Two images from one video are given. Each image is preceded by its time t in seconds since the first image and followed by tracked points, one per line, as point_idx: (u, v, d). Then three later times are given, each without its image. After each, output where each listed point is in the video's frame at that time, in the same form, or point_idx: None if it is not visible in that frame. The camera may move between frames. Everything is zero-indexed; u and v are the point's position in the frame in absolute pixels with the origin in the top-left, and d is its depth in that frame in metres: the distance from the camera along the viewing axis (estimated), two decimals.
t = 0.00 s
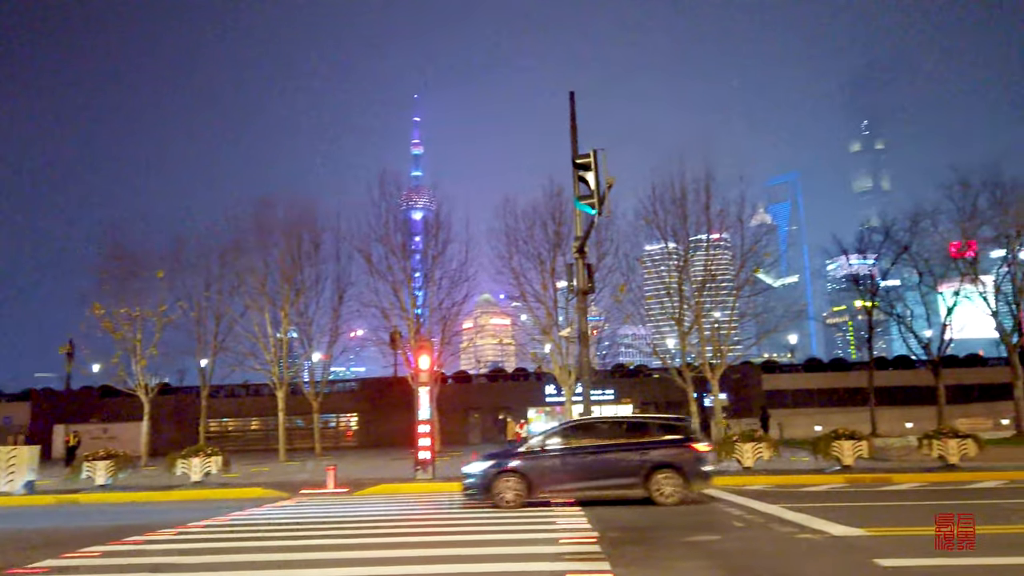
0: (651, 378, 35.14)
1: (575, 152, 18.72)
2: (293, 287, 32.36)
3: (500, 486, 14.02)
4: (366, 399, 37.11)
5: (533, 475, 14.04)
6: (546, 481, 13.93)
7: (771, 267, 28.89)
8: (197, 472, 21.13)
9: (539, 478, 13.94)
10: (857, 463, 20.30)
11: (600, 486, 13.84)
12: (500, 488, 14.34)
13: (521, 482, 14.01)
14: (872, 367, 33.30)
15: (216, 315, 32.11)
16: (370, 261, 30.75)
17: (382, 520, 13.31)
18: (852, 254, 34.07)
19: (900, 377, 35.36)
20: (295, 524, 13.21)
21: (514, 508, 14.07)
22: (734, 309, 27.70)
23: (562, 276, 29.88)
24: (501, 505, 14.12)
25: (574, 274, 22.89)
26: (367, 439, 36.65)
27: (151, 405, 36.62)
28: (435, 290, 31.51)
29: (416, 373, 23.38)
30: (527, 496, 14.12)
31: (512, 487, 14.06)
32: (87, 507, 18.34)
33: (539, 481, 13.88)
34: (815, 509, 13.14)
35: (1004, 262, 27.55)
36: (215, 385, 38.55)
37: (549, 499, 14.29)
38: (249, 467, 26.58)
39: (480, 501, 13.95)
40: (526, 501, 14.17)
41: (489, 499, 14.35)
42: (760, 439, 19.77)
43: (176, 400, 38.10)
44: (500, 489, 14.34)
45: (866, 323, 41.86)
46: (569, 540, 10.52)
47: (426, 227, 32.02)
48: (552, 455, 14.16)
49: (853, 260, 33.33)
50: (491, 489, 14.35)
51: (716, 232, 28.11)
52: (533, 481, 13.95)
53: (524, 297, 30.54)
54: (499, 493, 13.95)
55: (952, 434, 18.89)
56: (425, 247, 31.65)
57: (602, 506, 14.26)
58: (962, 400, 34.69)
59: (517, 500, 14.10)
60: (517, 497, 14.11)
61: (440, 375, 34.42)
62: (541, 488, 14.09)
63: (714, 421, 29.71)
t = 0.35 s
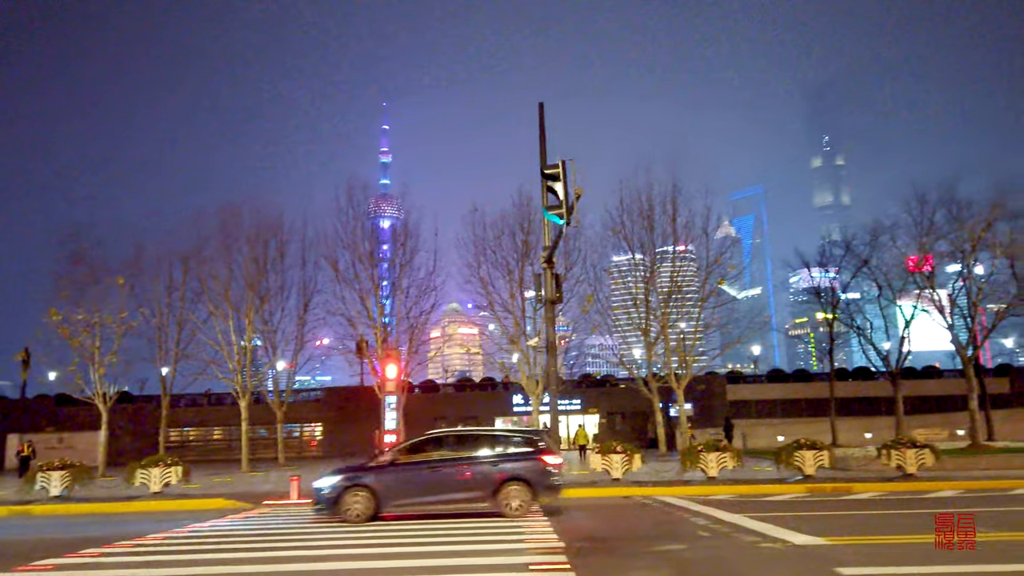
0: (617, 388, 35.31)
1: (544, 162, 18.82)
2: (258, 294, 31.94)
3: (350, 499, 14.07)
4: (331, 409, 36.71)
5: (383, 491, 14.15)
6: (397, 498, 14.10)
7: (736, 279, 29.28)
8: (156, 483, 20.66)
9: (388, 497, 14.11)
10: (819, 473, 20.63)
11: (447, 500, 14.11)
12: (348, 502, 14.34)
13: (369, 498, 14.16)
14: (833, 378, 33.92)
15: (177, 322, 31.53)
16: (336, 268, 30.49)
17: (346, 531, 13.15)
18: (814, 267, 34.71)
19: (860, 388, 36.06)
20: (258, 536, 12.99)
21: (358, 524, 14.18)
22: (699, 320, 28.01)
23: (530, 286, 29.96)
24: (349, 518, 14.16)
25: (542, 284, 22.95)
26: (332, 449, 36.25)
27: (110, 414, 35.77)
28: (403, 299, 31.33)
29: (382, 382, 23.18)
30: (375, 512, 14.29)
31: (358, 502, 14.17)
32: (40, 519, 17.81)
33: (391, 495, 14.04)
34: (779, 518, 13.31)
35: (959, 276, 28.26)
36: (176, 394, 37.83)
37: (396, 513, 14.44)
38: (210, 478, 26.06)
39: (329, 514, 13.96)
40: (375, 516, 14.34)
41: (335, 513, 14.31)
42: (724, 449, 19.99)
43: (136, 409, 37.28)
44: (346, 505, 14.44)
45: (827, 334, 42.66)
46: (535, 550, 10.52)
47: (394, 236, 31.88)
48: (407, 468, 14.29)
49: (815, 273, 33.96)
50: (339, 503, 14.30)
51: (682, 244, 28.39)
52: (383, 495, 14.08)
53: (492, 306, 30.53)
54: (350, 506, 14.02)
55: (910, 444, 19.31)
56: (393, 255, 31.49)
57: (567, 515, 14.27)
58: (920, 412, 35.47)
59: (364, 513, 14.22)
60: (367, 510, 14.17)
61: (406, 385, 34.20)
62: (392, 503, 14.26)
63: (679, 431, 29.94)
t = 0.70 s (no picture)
0: (595, 396, 35.37)
1: (523, 170, 18.88)
2: (234, 301, 31.65)
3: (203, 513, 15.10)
4: (308, 417, 36.40)
5: (235, 502, 15.39)
6: (254, 503, 15.12)
7: (712, 288, 29.53)
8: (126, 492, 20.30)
9: (242, 503, 15.11)
10: (793, 481, 20.82)
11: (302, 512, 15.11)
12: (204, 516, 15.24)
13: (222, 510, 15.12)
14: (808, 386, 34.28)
15: (151, 328, 31.14)
16: (314, 275, 30.31)
17: (321, 540, 13.04)
18: (789, 277, 35.11)
19: (834, 397, 36.49)
20: (234, 545, 12.84)
21: (213, 533, 15.08)
22: (676, 329, 28.21)
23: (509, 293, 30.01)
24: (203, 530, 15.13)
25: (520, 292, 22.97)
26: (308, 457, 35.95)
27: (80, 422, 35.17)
28: (381, 306, 31.21)
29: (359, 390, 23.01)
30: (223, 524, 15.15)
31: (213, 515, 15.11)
32: (8, 529, 17.46)
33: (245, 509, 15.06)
34: (754, 526, 13.41)
35: (930, 286, 28.74)
36: (149, 401, 37.32)
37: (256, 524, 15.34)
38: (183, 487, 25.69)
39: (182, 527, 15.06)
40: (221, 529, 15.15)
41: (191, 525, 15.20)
42: (700, 457, 20.11)
43: (107, 417, 36.69)
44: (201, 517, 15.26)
45: (802, 343, 43.12)
46: (511, 558, 10.52)
47: (373, 243, 31.77)
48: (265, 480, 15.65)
49: (790, 282, 34.37)
50: (195, 516, 15.25)
51: (660, 253, 28.60)
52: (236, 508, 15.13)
53: (470, 314, 30.52)
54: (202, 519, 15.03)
55: (883, 452, 19.57)
56: (372, 262, 31.38)
57: (543, 524, 14.28)
58: (892, 420, 35.94)
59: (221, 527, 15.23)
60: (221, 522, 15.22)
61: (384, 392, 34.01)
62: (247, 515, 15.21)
63: (656, 438, 30.09)
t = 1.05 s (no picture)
0: (577, 403, 35.39)
1: (506, 178, 18.90)
2: (214, 306, 31.37)
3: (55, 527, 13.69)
4: (288, 424, 36.10)
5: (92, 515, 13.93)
6: (111, 518, 13.79)
7: (693, 296, 29.72)
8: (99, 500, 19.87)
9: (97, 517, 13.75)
10: (773, 488, 20.97)
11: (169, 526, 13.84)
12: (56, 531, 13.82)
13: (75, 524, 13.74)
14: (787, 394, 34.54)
15: (129, 334, 30.75)
16: (295, 281, 30.10)
17: (300, 548, 12.91)
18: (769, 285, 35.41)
19: (813, 404, 36.79)
20: (213, 553, 12.71)
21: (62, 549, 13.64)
22: (657, 336, 28.34)
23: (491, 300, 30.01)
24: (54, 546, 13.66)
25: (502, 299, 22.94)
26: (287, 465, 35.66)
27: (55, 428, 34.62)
28: (362, 312, 31.06)
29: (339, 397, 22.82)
30: (76, 539, 13.77)
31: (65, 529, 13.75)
32: None
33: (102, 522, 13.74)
34: (733, 533, 13.48)
35: (907, 296, 29.11)
36: (126, 408, 36.84)
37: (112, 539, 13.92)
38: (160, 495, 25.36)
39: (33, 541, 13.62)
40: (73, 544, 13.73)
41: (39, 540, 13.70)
42: (681, 465, 20.17)
43: (83, 424, 36.13)
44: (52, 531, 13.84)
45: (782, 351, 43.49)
46: (493, 566, 10.49)
47: (355, 249, 31.62)
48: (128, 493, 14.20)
49: (770, 291, 34.66)
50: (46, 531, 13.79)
51: (641, 261, 28.73)
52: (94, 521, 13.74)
53: (452, 321, 30.47)
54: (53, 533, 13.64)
55: (860, 459, 19.78)
56: (353, 268, 31.24)
57: (525, 531, 14.25)
58: (870, 427, 36.32)
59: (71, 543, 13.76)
60: (74, 537, 13.75)
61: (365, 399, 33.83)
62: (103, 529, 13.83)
63: (637, 446, 30.15)
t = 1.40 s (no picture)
0: (565, 409, 35.38)
1: (495, 184, 18.93)
2: (200, 311, 31.18)
3: None
4: (274, 429, 35.88)
5: None
6: None
7: (680, 303, 29.87)
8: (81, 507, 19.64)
9: None
10: (759, 495, 21.05)
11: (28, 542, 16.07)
12: None
13: None
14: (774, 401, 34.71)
15: (113, 338, 30.52)
16: (282, 286, 29.99)
17: (286, 554, 12.84)
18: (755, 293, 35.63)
19: (799, 411, 36.99)
20: (193, 560, 12.58)
21: None
22: (644, 342, 28.41)
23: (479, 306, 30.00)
24: None
25: (491, 304, 22.94)
26: (273, 471, 35.44)
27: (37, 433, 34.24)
28: (350, 318, 30.96)
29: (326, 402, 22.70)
30: None
31: None
32: None
33: None
34: (719, 539, 13.55)
35: (891, 304, 29.35)
36: (110, 413, 36.52)
37: None
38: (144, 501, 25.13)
39: None
40: None
41: None
42: (668, 471, 20.23)
43: (66, 429, 35.76)
44: None
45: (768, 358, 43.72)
46: (480, 572, 10.47)
47: (342, 254, 31.54)
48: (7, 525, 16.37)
49: (757, 298, 34.88)
50: None
51: (629, 268, 28.83)
52: None
53: (440, 326, 30.44)
54: None
55: (846, 466, 19.90)
56: (341, 273, 31.15)
57: (512, 538, 14.23)
58: (855, 435, 36.54)
59: None
60: None
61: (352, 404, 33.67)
62: None
63: (624, 452, 30.19)
